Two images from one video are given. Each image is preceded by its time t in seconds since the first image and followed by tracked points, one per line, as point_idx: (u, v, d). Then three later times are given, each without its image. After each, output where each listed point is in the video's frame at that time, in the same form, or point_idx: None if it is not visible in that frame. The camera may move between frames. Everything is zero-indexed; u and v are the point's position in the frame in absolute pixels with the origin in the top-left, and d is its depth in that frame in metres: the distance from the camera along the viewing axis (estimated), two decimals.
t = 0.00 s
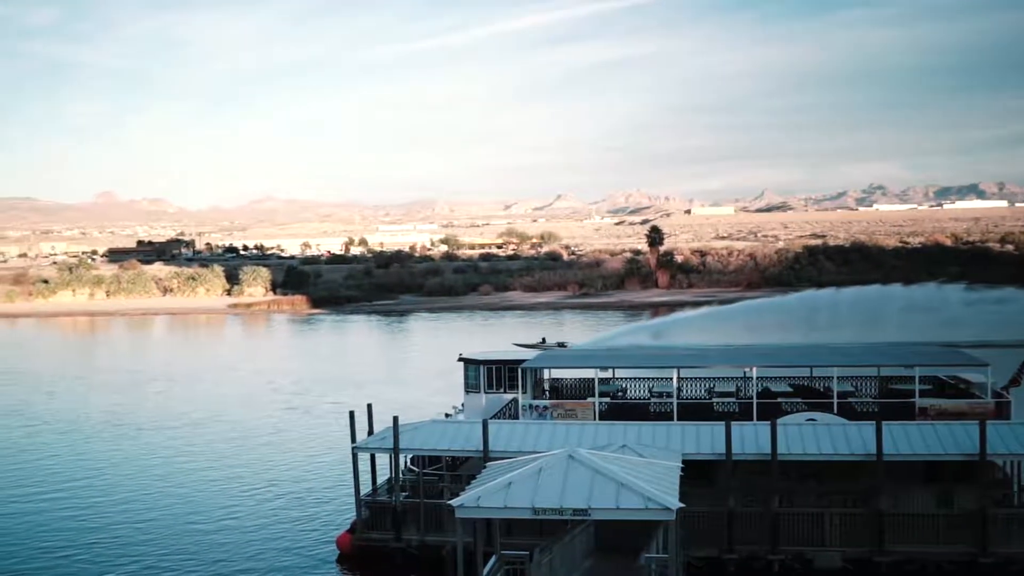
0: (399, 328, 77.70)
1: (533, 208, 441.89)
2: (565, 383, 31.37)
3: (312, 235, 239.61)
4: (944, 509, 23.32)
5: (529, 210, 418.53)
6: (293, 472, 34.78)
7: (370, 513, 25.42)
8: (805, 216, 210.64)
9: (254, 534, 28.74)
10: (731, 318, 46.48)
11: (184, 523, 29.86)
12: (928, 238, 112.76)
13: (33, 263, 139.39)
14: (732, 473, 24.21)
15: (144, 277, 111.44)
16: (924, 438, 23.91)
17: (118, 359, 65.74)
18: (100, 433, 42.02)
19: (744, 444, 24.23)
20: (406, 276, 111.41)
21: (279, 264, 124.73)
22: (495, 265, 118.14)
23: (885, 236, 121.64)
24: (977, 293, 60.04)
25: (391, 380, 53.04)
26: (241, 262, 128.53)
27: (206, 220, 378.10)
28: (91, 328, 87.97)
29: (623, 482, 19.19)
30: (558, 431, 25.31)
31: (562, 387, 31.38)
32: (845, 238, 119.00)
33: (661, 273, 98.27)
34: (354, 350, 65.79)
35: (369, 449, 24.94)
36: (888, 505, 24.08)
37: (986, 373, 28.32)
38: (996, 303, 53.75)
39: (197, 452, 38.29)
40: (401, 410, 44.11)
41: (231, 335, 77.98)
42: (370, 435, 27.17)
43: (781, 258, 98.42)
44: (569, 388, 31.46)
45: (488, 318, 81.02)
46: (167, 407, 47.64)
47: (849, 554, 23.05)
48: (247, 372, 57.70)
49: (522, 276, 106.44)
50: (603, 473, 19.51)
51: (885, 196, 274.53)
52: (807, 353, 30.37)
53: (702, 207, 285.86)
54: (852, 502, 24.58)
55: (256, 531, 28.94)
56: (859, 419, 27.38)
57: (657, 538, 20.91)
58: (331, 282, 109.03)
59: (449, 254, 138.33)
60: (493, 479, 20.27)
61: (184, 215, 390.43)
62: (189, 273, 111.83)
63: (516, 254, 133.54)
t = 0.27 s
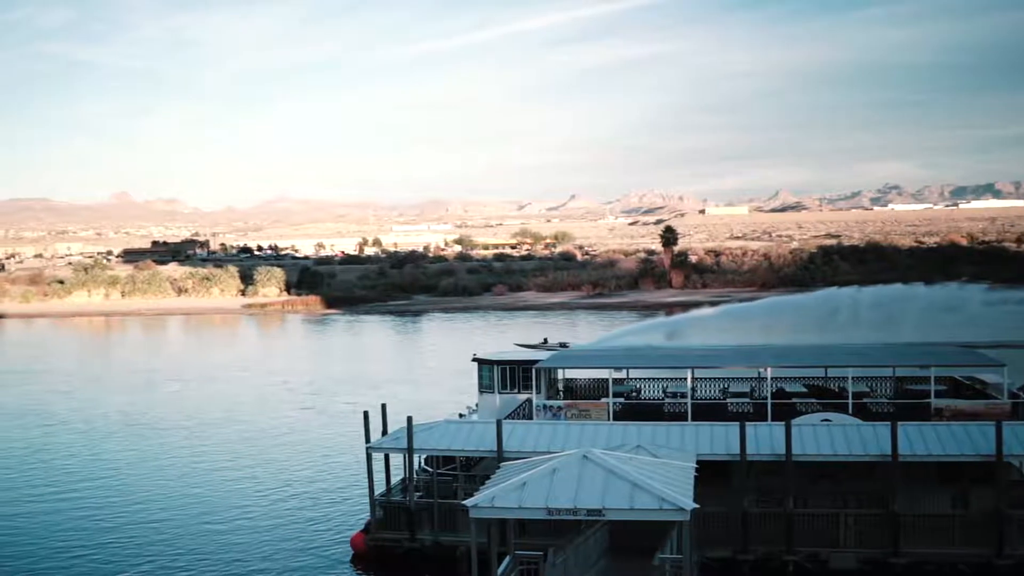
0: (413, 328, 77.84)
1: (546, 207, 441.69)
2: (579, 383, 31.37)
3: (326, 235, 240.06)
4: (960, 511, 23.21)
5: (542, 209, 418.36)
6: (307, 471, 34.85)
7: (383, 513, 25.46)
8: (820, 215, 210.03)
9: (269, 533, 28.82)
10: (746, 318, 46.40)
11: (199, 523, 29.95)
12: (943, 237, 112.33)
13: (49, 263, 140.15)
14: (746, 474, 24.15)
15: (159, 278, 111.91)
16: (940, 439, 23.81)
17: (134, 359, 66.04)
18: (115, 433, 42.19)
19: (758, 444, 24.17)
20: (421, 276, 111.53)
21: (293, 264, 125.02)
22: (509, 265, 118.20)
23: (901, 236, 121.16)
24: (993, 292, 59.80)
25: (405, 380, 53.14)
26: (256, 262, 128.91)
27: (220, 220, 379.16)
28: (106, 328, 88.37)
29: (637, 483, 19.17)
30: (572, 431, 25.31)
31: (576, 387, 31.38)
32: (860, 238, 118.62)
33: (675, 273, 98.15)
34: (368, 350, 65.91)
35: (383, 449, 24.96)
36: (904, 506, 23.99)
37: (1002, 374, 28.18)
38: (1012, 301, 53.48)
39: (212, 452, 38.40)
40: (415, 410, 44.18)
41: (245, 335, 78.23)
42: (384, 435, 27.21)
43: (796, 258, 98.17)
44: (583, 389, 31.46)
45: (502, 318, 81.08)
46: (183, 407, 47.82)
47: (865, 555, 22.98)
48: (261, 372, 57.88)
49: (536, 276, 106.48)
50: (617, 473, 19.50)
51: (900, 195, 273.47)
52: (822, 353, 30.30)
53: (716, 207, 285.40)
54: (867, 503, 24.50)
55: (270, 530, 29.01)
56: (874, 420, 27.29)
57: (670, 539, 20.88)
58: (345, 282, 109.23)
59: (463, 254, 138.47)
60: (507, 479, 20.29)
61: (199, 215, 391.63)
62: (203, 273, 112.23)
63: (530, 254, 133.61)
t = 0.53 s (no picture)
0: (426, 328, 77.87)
1: (558, 207, 441.27)
2: (593, 383, 31.35)
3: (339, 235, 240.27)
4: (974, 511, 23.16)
5: (554, 209, 417.95)
6: (321, 471, 34.92)
7: (397, 512, 25.49)
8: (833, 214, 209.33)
9: (281, 533, 28.86)
10: (760, 317, 46.27)
11: (213, 522, 30.03)
12: (957, 236, 111.87)
13: (63, 263, 140.73)
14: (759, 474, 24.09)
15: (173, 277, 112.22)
16: (954, 439, 23.74)
17: (148, 358, 66.26)
18: (129, 433, 42.29)
19: (772, 444, 24.13)
20: (433, 276, 111.57)
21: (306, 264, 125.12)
22: (521, 265, 118.18)
23: (915, 235, 120.68)
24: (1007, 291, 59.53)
25: (418, 379, 53.22)
26: (268, 262, 129.15)
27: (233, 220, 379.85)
28: (120, 328, 88.62)
29: (651, 483, 19.16)
30: (585, 430, 25.30)
31: (589, 387, 31.36)
32: (874, 237, 118.28)
33: (688, 273, 98.00)
34: (381, 350, 65.94)
35: (396, 449, 24.99)
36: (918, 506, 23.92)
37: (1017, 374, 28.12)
38: None
39: (225, 452, 38.51)
40: (428, 410, 44.21)
41: (258, 335, 78.38)
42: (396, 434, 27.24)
43: (809, 257, 97.88)
44: (596, 389, 31.47)
45: (514, 318, 81.05)
46: (196, 406, 47.94)
47: (879, 555, 22.91)
48: (275, 372, 57.98)
49: (549, 276, 106.45)
50: (631, 473, 19.49)
51: (914, 194, 272.35)
52: (836, 353, 30.21)
53: (728, 206, 284.77)
54: (882, 503, 24.42)
55: (283, 531, 29.05)
56: (889, 419, 27.23)
57: (684, 539, 20.85)
58: (357, 282, 109.32)
59: (476, 254, 138.48)
60: (520, 479, 20.29)
61: (212, 215, 392.38)
62: (216, 273, 112.47)
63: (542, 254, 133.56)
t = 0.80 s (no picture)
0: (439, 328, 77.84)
1: (571, 207, 440.87)
2: (606, 383, 31.31)
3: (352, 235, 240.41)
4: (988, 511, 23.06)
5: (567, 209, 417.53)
6: (333, 471, 34.93)
7: (410, 511, 25.52)
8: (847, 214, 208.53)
9: (294, 533, 28.89)
10: (774, 316, 46.12)
11: (226, 522, 30.07)
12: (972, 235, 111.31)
13: (76, 264, 141.09)
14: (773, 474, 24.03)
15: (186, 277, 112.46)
16: (968, 439, 23.65)
17: (161, 358, 66.42)
18: (142, 433, 42.38)
19: (785, 444, 24.06)
20: (446, 276, 111.60)
21: (319, 263, 125.22)
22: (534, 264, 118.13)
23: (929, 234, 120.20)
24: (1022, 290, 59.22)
25: (431, 379, 53.22)
26: (282, 262, 129.33)
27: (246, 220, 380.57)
28: (133, 328, 88.86)
29: (663, 483, 19.13)
30: (598, 430, 25.27)
31: (602, 387, 31.33)
32: (888, 236, 117.94)
33: (701, 272, 97.85)
34: (394, 350, 65.96)
35: (409, 449, 24.99)
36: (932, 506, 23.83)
37: None
38: None
39: (239, 452, 38.58)
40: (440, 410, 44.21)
41: (272, 335, 78.51)
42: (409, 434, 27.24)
43: (823, 256, 97.56)
44: (609, 389, 31.42)
45: (527, 317, 80.99)
46: (210, 406, 48.04)
47: (893, 556, 22.83)
48: (288, 372, 58.07)
49: (562, 275, 106.42)
50: (643, 473, 19.46)
51: (928, 193, 271.17)
52: (850, 353, 30.09)
53: (741, 206, 284.02)
54: (896, 503, 24.34)
55: (295, 531, 29.08)
56: (903, 420, 27.16)
57: (697, 539, 20.81)
58: (370, 282, 109.37)
59: (488, 253, 138.43)
60: (533, 479, 20.28)
61: (226, 215, 393.32)
62: (229, 273, 112.67)
63: (555, 253, 133.48)
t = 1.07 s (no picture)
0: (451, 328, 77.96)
1: (583, 207, 440.81)
2: (618, 383, 31.32)
3: (364, 235, 240.82)
4: (1002, 511, 22.98)
5: (578, 209, 417.52)
6: (346, 472, 35.03)
7: (422, 512, 25.56)
8: (860, 214, 207.99)
9: (307, 534, 28.94)
10: (787, 317, 46.05)
11: (239, 523, 30.14)
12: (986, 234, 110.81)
13: (89, 264, 141.77)
14: (785, 474, 23.97)
15: (199, 278, 112.82)
16: (981, 439, 23.58)
17: (174, 358, 66.66)
18: (156, 432, 42.52)
19: (798, 444, 24.00)
20: (458, 276, 111.79)
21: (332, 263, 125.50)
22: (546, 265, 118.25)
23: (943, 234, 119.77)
24: None
25: (444, 379, 53.30)
26: (295, 263, 129.69)
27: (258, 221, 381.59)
28: (146, 328, 89.23)
29: (676, 483, 19.10)
30: (609, 430, 25.26)
31: (615, 387, 31.32)
32: (900, 236, 117.56)
33: (713, 272, 97.90)
34: (406, 350, 66.12)
35: (421, 449, 25.01)
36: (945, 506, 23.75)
37: None
38: None
39: (252, 452, 38.67)
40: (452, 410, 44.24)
41: (285, 335, 78.75)
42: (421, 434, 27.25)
43: (836, 256, 97.38)
44: (622, 389, 31.42)
45: (539, 318, 81.08)
46: (223, 406, 48.20)
47: (906, 556, 22.74)
48: (300, 372, 58.22)
49: (575, 276, 106.65)
50: (656, 473, 19.44)
51: (941, 194, 270.25)
52: (862, 353, 30.01)
53: (753, 206, 283.49)
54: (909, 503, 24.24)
55: (308, 531, 29.14)
56: (916, 421, 27.09)
57: (710, 539, 20.78)
58: (382, 282, 109.55)
59: (501, 254, 138.59)
60: (546, 479, 20.27)
61: (238, 216, 394.87)
62: (242, 273, 112.99)
63: (567, 253, 133.59)
